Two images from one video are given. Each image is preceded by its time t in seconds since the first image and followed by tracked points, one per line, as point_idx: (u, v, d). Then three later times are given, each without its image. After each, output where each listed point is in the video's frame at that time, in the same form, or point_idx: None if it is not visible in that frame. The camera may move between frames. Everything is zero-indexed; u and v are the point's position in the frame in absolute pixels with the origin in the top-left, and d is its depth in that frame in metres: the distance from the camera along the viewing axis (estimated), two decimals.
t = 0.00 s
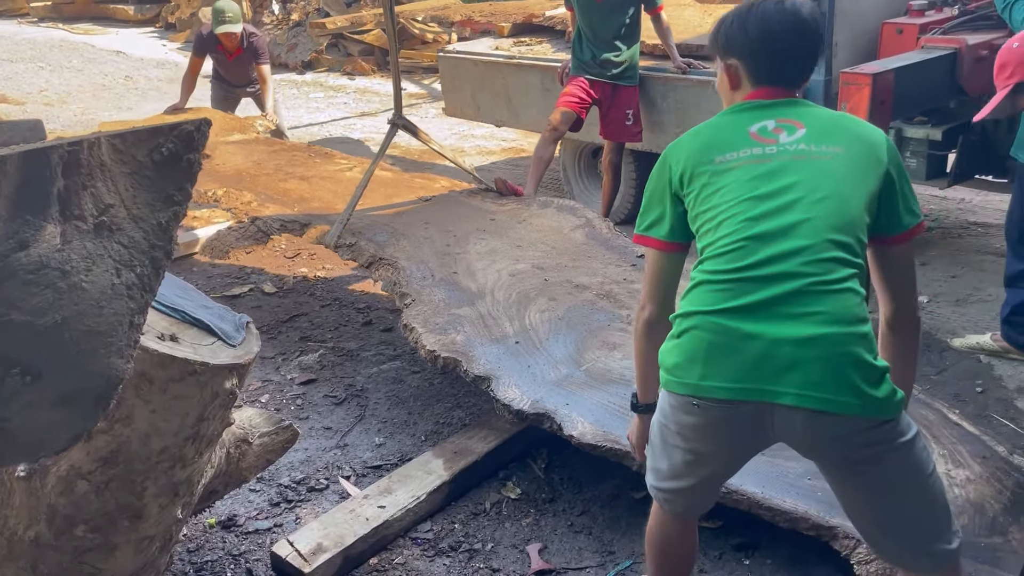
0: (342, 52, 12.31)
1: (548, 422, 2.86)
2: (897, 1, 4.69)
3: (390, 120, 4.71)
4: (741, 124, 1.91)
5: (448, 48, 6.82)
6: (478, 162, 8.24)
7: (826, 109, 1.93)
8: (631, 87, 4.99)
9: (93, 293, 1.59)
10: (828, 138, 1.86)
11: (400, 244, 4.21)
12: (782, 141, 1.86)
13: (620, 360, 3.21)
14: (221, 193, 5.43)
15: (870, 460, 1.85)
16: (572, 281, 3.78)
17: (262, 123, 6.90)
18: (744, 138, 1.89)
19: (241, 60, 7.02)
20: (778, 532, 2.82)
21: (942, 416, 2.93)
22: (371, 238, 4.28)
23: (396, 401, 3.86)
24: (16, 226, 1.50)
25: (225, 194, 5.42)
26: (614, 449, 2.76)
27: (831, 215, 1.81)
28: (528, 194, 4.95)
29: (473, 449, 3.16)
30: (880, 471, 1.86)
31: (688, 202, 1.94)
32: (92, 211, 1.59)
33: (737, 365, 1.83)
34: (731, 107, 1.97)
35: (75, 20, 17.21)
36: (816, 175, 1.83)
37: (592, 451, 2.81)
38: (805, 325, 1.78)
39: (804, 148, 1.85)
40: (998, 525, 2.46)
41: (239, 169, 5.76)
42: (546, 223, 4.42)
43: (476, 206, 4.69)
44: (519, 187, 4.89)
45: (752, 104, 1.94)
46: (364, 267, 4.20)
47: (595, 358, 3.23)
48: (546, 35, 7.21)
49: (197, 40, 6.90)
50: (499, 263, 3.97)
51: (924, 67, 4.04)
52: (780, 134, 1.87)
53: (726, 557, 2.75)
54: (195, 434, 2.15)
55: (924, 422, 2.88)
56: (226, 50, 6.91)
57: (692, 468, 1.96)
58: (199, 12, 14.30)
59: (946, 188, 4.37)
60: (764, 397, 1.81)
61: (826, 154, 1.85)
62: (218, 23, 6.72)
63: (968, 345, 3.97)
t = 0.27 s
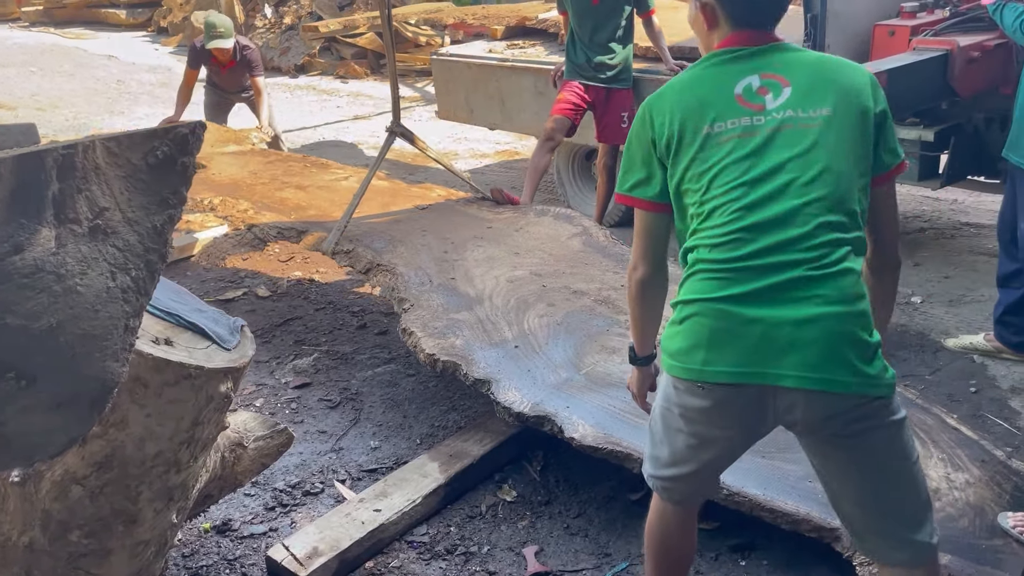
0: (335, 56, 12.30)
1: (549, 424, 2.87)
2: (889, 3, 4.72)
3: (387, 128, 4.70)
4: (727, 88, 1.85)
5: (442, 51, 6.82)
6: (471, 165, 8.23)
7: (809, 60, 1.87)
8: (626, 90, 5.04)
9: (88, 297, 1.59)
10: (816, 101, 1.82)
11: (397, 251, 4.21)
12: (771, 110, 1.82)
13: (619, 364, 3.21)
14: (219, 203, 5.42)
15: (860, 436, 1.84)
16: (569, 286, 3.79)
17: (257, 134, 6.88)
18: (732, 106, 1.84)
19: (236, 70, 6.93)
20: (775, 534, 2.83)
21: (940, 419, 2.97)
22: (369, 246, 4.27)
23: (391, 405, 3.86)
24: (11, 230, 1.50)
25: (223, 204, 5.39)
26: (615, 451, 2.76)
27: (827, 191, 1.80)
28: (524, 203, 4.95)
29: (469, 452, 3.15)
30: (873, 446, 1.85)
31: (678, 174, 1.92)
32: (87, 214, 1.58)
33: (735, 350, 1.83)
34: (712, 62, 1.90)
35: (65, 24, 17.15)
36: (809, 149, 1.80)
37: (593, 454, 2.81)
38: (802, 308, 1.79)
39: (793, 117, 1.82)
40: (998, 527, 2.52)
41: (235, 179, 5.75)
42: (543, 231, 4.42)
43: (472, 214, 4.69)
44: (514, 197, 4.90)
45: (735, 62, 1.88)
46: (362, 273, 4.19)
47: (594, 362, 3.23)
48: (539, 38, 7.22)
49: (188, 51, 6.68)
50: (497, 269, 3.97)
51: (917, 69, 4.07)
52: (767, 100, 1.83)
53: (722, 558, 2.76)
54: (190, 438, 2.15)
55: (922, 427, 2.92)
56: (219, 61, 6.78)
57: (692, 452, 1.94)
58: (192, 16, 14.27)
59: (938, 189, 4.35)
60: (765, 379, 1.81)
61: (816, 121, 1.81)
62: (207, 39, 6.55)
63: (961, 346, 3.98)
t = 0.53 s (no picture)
0: (328, 61, 12.29)
1: (544, 433, 2.86)
2: (880, 7, 4.75)
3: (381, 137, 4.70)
4: (726, 70, 1.81)
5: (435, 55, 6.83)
6: (464, 169, 8.23)
7: (807, 32, 1.82)
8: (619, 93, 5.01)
9: (82, 298, 1.58)
10: (816, 81, 1.79)
11: (392, 260, 4.20)
12: (771, 94, 1.79)
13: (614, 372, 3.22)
14: (213, 211, 5.38)
15: (857, 420, 1.84)
16: (563, 294, 3.80)
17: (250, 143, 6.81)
18: (731, 90, 1.80)
19: (232, 78, 6.90)
20: (771, 536, 2.83)
21: (933, 424, 2.98)
22: (363, 255, 4.27)
23: (386, 409, 3.85)
24: (5, 233, 1.51)
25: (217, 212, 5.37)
26: (610, 458, 2.76)
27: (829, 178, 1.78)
28: (517, 211, 4.96)
29: (464, 455, 3.15)
30: (869, 433, 1.85)
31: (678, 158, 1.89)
32: (81, 217, 1.59)
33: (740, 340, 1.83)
34: (709, 37, 1.84)
35: (57, 30, 17.12)
36: (810, 135, 1.78)
37: (589, 461, 2.81)
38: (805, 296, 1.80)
39: (793, 101, 1.78)
40: (992, 530, 2.53)
41: (228, 187, 5.72)
42: (537, 239, 4.43)
43: (466, 223, 4.69)
44: (507, 204, 4.90)
45: (732, 39, 1.83)
46: (356, 282, 4.20)
47: (589, 370, 3.24)
48: (533, 42, 7.24)
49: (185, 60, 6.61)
50: (491, 277, 3.97)
51: (908, 72, 4.12)
52: (766, 82, 1.79)
53: (717, 560, 2.75)
54: (184, 442, 2.14)
55: (915, 432, 2.92)
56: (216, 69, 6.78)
57: (693, 440, 1.96)
58: (185, 22, 14.26)
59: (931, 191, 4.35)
60: (769, 367, 1.81)
61: (817, 104, 1.78)
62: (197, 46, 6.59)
63: (954, 347, 3.99)
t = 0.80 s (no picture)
0: (321, 67, 12.31)
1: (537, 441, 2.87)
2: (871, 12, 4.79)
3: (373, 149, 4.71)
4: (732, 71, 1.78)
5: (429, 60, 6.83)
6: (458, 175, 8.24)
7: (814, 29, 1.79)
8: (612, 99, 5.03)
9: (74, 305, 1.59)
10: (823, 84, 1.77)
11: (384, 271, 4.21)
12: (778, 97, 1.77)
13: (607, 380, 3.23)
14: (205, 224, 5.34)
15: (854, 418, 1.85)
16: (555, 303, 3.82)
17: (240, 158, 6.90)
18: (737, 92, 1.78)
19: (228, 85, 6.87)
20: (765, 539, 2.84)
21: (925, 427, 3.00)
22: (356, 266, 4.27)
23: (380, 414, 3.85)
24: None
25: (207, 226, 5.34)
26: (604, 466, 2.77)
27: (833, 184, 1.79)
28: (508, 220, 4.97)
29: (458, 460, 3.15)
30: (865, 430, 1.87)
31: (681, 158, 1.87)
32: (74, 223, 1.59)
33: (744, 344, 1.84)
34: (715, 33, 1.80)
35: (50, 37, 17.10)
36: (816, 138, 1.77)
37: (583, 469, 2.82)
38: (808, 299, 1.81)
39: (800, 105, 1.77)
40: (984, 532, 2.54)
41: (220, 201, 5.68)
42: (529, 249, 4.45)
43: (458, 234, 4.70)
44: (498, 214, 4.92)
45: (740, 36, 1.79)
46: (348, 293, 4.20)
47: (582, 379, 3.25)
48: (526, 48, 7.26)
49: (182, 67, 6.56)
50: (484, 287, 3.98)
51: (900, 76, 4.13)
52: (773, 84, 1.77)
53: (711, 564, 2.76)
54: (177, 449, 2.14)
55: (907, 434, 2.94)
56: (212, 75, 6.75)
57: (690, 438, 1.97)
58: (178, 29, 14.26)
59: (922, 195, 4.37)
60: (770, 367, 1.82)
61: (823, 108, 1.77)
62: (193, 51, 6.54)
63: (946, 350, 4.01)
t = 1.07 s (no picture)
0: (315, 72, 12.32)
1: (530, 448, 2.87)
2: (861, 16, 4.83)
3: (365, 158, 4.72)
4: (738, 73, 1.77)
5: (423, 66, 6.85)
6: (452, 180, 8.25)
7: (822, 31, 1.77)
8: (603, 103, 5.03)
9: (66, 308, 1.59)
10: (828, 88, 1.76)
11: (377, 281, 4.20)
12: (783, 101, 1.76)
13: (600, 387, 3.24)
14: (196, 238, 5.30)
15: (848, 418, 1.86)
16: (548, 310, 3.83)
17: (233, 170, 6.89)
18: (742, 95, 1.77)
19: (221, 102, 6.78)
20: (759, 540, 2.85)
21: (916, 429, 3.01)
22: (348, 276, 4.27)
23: (374, 419, 3.85)
24: None
25: (199, 240, 5.28)
26: (597, 472, 2.77)
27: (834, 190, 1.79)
28: (501, 228, 4.99)
29: (453, 464, 3.16)
30: (859, 430, 1.88)
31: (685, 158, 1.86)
32: (65, 226, 1.59)
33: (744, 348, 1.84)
34: (722, 33, 1.78)
35: (43, 43, 17.09)
36: (819, 143, 1.77)
37: (576, 475, 2.82)
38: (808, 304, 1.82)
39: (804, 110, 1.76)
40: (975, 533, 2.56)
41: (211, 215, 5.65)
42: (521, 256, 4.46)
43: (450, 242, 4.71)
44: (489, 222, 4.93)
45: (747, 36, 1.77)
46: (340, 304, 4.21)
47: (576, 385, 3.26)
48: (519, 53, 7.28)
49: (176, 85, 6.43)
50: (476, 295, 3.99)
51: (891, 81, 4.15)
52: (779, 88, 1.76)
53: (705, 566, 2.76)
54: (170, 453, 2.14)
55: (898, 437, 2.96)
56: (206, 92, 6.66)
57: (688, 439, 1.98)
58: (172, 35, 14.26)
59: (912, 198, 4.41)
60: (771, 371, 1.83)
61: (827, 114, 1.76)
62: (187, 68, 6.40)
63: (938, 352, 4.02)
